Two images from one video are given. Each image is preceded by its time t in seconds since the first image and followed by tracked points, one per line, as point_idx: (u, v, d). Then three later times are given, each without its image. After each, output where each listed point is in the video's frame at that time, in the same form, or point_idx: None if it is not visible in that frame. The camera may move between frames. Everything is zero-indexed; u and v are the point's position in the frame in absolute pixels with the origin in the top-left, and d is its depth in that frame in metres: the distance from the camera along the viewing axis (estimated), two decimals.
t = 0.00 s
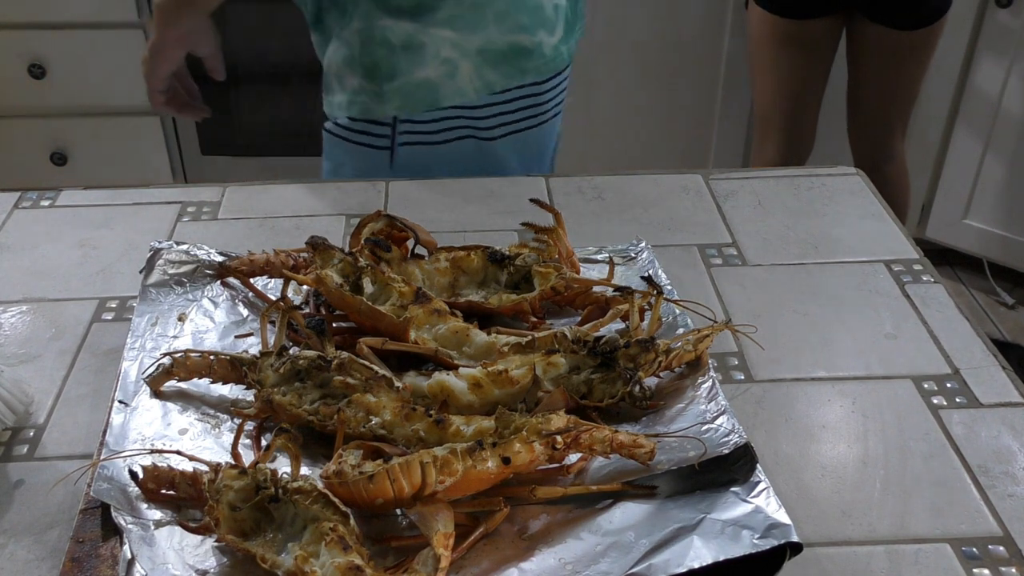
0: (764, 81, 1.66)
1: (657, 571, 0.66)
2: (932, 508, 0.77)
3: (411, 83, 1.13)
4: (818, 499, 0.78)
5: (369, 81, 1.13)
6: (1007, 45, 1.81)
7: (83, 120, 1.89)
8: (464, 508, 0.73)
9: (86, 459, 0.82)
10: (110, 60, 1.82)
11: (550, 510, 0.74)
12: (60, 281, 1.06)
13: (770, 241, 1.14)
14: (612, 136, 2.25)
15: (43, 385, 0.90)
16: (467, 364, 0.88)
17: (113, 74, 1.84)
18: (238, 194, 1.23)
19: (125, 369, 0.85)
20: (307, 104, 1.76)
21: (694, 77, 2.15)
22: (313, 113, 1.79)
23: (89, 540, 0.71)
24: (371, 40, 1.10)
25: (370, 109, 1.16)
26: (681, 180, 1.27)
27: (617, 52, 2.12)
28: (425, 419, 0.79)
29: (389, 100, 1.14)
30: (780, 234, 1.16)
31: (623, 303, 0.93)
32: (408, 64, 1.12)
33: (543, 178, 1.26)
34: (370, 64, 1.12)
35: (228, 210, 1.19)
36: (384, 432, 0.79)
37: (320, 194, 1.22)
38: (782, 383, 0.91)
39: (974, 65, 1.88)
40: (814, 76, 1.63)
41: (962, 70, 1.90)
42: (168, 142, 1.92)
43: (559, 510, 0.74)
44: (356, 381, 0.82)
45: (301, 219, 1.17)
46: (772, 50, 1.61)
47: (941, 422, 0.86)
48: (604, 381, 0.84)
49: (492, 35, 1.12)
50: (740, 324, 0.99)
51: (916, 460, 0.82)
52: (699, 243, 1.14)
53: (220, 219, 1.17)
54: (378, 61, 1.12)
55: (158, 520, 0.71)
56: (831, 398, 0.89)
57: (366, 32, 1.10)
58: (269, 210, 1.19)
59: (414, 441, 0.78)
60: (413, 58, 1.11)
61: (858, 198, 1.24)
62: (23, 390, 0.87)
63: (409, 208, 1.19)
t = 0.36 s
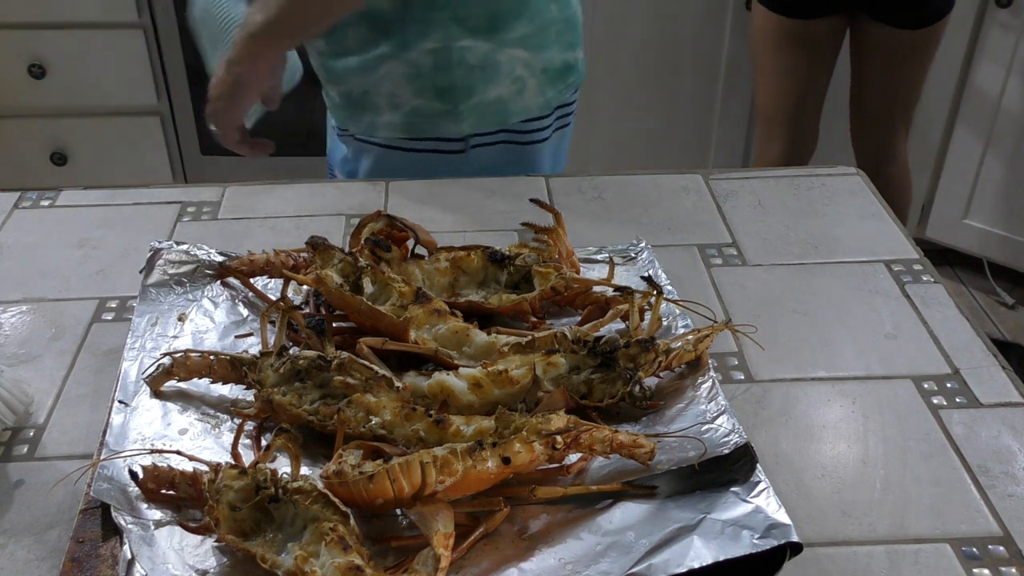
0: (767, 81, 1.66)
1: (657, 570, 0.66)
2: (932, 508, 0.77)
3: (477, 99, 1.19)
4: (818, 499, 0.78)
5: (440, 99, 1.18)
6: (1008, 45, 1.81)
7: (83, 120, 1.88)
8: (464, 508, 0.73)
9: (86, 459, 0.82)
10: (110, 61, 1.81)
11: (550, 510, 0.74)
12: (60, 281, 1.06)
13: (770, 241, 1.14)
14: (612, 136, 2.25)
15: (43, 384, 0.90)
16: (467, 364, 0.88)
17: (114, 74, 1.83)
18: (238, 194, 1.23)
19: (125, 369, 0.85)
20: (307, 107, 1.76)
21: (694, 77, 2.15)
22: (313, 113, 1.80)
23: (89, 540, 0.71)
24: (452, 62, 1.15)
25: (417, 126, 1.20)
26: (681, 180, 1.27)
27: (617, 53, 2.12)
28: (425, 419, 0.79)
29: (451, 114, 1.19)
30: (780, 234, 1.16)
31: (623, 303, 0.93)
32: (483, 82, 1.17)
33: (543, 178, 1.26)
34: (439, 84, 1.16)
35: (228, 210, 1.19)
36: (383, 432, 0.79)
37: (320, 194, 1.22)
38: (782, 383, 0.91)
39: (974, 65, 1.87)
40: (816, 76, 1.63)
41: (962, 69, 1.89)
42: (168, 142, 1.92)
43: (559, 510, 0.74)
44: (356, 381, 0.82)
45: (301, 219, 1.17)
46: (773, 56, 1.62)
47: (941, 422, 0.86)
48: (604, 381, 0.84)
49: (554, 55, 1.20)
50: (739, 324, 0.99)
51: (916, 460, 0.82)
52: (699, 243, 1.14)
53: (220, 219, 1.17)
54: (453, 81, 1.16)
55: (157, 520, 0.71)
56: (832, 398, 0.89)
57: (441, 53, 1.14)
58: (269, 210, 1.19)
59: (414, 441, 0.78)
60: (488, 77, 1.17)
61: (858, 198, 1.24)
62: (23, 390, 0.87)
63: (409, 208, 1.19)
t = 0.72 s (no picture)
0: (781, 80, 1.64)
1: (657, 570, 0.66)
2: (932, 509, 0.77)
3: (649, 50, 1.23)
4: (819, 499, 0.78)
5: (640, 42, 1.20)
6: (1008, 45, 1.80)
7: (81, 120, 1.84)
8: (464, 508, 0.73)
9: (86, 459, 0.82)
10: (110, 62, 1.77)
11: (550, 510, 0.74)
12: (61, 282, 1.06)
13: (770, 241, 1.14)
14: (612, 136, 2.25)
15: (43, 385, 0.90)
16: (467, 364, 0.88)
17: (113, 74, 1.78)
18: (239, 194, 1.23)
19: (125, 369, 0.85)
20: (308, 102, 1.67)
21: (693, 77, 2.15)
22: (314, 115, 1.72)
23: (89, 539, 0.71)
24: (642, 9, 1.16)
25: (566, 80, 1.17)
26: (681, 180, 1.27)
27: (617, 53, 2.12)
28: (425, 419, 0.79)
29: (610, 72, 1.21)
30: (781, 234, 1.16)
31: (622, 303, 0.93)
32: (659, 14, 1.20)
33: (543, 178, 1.26)
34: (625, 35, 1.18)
35: (228, 210, 1.19)
36: (383, 432, 0.79)
37: (320, 194, 1.22)
38: (782, 383, 0.91)
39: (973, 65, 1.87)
40: (816, 76, 1.63)
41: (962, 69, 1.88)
42: (168, 142, 1.87)
43: (559, 510, 0.74)
44: (356, 381, 0.82)
45: (301, 219, 1.17)
46: (775, 56, 1.62)
47: (941, 422, 0.86)
48: (604, 381, 0.84)
49: None
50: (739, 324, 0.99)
51: (916, 460, 0.82)
52: (699, 243, 1.14)
53: (220, 219, 1.17)
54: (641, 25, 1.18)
55: (157, 520, 0.71)
56: (832, 398, 0.89)
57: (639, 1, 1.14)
58: (269, 210, 1.19)
59: (414, 441, 0.78)
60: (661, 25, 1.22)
61: (858, 198, 1.24)
62: (23, 390, 0.87)
63: (409, 208, 1.19)
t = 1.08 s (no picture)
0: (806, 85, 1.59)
1: (657, 570, 0.66)
2: (932, 508, 0.77)
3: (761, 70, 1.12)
4: (819, 499, 0.78)
5: None
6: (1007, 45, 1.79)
7: (81, 120, 1.82)
8: (464, 508, 0.73)
9: (86, 459, 0.82)
10: (111, 62, 1.75)
11: (550, 510, 0.74)
12: (61, 282, 1.06)
13: (770, 241, 1.14)
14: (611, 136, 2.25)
15: (42, 385, 0.90)
16: (467, 364, 0.88)
17: (114, 75, 1.77)
18: (239, 194, 1.23)
19: (125, 369, 0.85)
20: (309, 103, 1.72)
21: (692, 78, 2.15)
22: (317, 108, 1.73)
23: (89, 539, 0.71)
24: None
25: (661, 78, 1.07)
26: (681, 180, 1.27)
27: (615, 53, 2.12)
28: (425, 419, 0.79)
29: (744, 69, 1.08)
30: (780, 234, 1.16)
31: (622, 303, 0.93)
32: None
33: (543, 178, 1.26)
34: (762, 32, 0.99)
35: (228, 210, 1.19)
36: (383, 432, 0.79)
37: (320, 194, 1.22)
38: (782, 383, 0.91)
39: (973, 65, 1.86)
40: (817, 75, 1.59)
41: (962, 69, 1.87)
42: (168, 142, 1.86)
43: (559, 510, 0.74)
44: (356, 381, 0.82)
45: (301, 219, 1.17)
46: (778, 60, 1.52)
47: (941, 422, 0.86)
48: (604, 381, 0.84)
49: None
50: (739, 324, 0.99)
51: (916, 460, 0.82)
52: (699, 243, 1.14)
53: (220, 219, 1.17)
54: None
55: (157, 520, 0.71)
56: (832, 398, 0.89)
57: None
58: (269, 210, 1.19)
59: (414, 441, 0.78)
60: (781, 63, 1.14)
61: (858, 198, 1.24)
62: (23, 390, 0.87)
63: (409, 209, 1.19)
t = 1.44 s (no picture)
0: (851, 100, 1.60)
1: (657, 570, 0.66)
2: (932, 509, 0.77)
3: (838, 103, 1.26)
4: (819, 499, 0.78)
5: None
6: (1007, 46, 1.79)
7: (80, 119, 1.80)
8: (464, 508, 0.73)
9: (86, 459, 0.82)
10: (111, 62, 1.73)
11: (550, 510, 0.74)
12: (61, 282, 1.06)
13: (770, 241, 1.14)
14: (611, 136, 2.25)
15: (42, 385, 0.90)
16: (467, 364, 0.88)
17: (114, 74, 1.74)
18: (239, 194, 1.23)
19: (125, 369, 0.85)
20: (309, 103, 1.75)
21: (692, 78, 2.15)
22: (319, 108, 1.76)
23: (89, 539, 0.71)
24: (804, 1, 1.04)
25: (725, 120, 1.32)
26: (680, 180, 1.27)
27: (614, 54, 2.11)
28: (425, 419, 0.79)
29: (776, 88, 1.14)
30: (780, 234, 1.16)
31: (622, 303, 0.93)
32: None
33: (543, 178, 1.26)
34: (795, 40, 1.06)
35: (228, 210, 1.19)
36: (384, 432, 0.79)
37: (320, 194, 1.22)
38: (782, 383, 0.91)
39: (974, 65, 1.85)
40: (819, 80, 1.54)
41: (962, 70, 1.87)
42: (168, 142, 1.83)
43: (559, 510, 0.74)
44: (356, 381, 0.82)
45: (301, 219, 1.17)
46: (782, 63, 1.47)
47: (941, 422, 0.86)
48: (603, 381, 0.84)
49: None
50: (739, 324, 0.99)
51: (916, 460, 0.82)
52: (699, 243, 1.14)
53: (220, 219, 1.17)
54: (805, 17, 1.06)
55: (158, 519, 0.71)
56: (832, 398, 0.89)
57: None
58: (269, 210, 1.19)
59: (414, 441, 0.78)
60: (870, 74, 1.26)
61: (858, 198, 1.24)
62: (23, 390, 0.87)
63: (409, 209, 1.19)
